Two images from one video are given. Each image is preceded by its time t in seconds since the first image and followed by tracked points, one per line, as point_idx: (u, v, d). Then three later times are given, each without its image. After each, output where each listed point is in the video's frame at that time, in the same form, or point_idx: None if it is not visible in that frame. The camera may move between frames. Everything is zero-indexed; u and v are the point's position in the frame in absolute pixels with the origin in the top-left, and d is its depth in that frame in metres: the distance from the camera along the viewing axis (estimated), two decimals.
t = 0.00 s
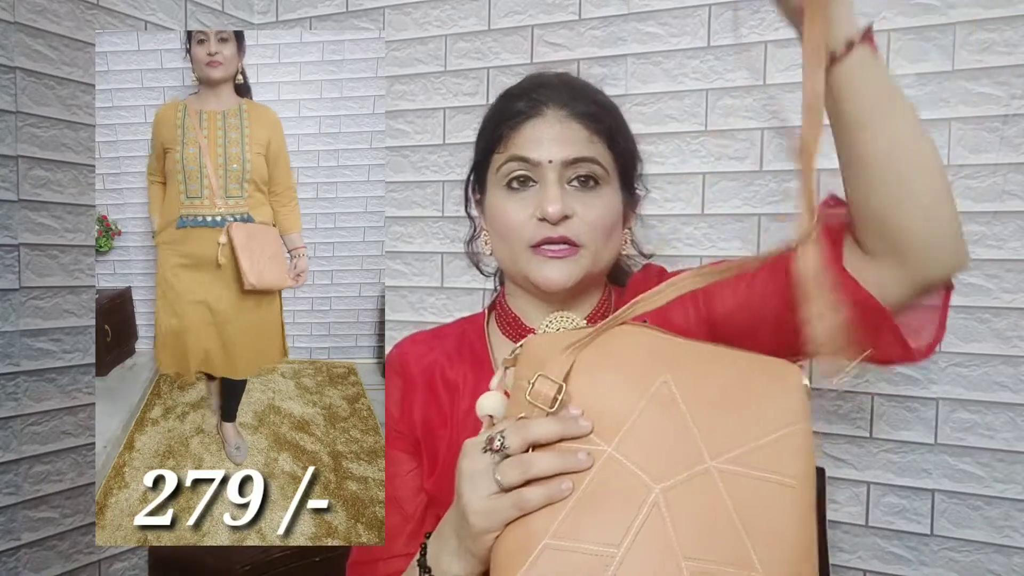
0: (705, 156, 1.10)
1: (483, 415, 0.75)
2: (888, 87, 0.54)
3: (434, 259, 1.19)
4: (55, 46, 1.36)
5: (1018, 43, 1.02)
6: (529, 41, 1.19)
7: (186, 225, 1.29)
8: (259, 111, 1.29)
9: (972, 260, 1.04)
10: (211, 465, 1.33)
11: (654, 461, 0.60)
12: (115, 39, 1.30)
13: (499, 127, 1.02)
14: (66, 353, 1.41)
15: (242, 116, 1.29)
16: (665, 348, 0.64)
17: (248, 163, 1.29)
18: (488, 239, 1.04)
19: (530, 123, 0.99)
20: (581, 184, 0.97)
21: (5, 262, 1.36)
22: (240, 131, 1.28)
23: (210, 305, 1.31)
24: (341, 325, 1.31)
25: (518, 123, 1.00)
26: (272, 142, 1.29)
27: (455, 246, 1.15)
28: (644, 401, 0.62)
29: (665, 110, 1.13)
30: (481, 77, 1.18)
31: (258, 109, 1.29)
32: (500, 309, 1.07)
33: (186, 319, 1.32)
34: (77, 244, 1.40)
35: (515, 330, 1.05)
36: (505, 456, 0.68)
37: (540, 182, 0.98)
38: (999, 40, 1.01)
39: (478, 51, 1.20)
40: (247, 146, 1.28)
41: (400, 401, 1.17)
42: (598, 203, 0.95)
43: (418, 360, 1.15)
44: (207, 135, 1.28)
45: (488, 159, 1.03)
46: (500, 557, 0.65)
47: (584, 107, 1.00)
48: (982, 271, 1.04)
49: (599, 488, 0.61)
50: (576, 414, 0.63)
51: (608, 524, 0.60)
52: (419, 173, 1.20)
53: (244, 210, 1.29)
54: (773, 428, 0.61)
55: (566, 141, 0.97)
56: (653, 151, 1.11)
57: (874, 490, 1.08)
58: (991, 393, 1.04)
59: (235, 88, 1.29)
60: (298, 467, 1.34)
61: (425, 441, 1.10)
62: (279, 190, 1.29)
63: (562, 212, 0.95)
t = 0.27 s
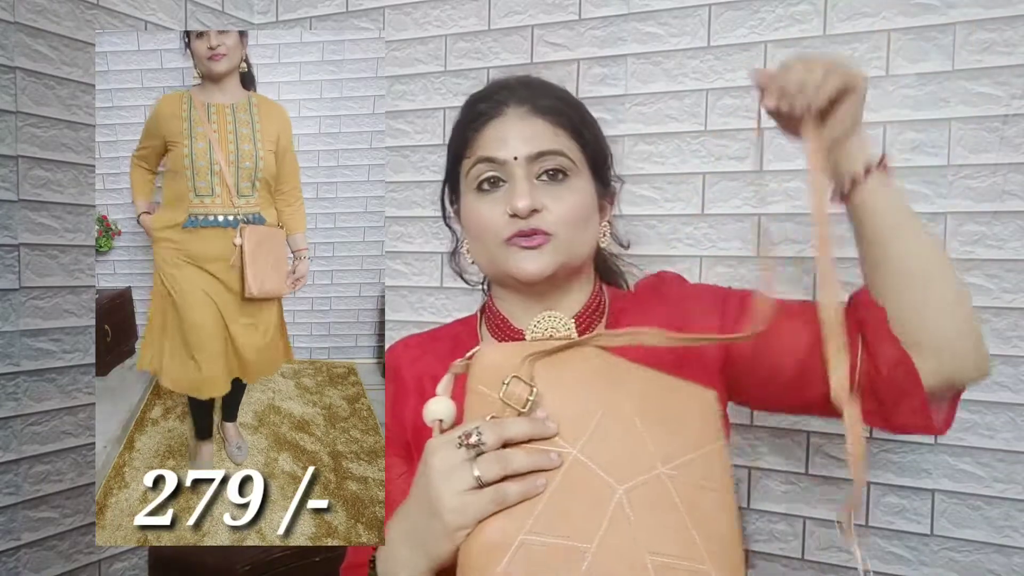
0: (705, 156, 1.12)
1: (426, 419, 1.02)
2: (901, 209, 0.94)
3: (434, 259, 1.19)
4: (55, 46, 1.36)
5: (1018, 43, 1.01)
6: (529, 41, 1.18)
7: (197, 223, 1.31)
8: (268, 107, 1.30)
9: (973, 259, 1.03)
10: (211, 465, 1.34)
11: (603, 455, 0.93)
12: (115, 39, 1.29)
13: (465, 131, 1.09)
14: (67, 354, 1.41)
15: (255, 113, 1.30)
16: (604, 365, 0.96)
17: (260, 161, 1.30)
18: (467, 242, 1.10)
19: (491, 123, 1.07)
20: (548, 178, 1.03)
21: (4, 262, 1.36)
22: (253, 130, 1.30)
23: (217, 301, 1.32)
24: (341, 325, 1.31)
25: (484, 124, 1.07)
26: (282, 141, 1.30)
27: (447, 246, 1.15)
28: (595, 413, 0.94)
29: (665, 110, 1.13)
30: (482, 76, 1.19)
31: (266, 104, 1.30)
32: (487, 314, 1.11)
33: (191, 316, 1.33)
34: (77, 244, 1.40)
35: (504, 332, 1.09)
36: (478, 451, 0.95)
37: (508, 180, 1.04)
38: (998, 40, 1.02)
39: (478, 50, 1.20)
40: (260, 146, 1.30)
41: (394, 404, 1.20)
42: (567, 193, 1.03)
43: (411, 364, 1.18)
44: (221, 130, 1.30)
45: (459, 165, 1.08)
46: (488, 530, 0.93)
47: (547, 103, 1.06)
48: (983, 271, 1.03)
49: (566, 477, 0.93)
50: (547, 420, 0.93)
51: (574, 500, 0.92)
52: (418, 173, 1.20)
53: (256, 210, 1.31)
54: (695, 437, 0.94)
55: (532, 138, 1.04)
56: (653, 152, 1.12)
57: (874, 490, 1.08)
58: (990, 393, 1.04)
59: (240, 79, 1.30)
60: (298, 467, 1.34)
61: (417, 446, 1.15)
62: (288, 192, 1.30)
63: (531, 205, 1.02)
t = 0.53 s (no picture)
0: (705, 156, 1.11)
1: (419, 420, 1.08)
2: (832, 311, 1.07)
3: (434, 259, 1.20)
4: (55, 46, 1.36)
5: (1018, 43, 1.01)
6: (529, 41, 1.18)
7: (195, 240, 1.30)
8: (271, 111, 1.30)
9: (972, 259, 1.04)
10: (211, 465, 1.34)
11: (587, 466, 1.05)
12: (115, 39, 1.30)
13: (467, 134, 1.13)
14: (67, 353, 1.41)
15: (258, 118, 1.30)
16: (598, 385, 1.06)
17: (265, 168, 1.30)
18: (471, 244, 1.14)
19: (496, 125, 1.11)
20: (553, 180, 1.08)
21: (5, 262, 1.36)
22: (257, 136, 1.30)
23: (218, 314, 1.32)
24: (341, 325, 1.31)
25: (488, 128, 1.11)
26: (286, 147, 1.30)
27: (449, 247, 1.18)
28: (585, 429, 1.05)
29: (665, 110, 1.13)
30: (481, 76, 1.19)
31: (269, 108, 1.30)
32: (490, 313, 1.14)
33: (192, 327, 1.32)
34: (77, 244, 1.40)
35: (508, 334, 1.12)
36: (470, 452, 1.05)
37: (513, 183, 1.08)
38: (998, 40, 1.02)
39: (478, 51, 1.20)
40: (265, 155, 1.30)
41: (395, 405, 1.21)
42: (575, 195, 1.07)
43: (413, 367, 1.20)
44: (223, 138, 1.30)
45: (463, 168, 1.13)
46: (478, 528, 1.05)
47: (550, 103, 1.10)
48: (982, 271, 1.04)
49: (553, 487, 1.05)
50: (540, 430, 1.05)
51: (558, 506, 1.04)
52: (418, 173, 1.21)
53: (258, 222, 1.30)
54: (678, 461, 1.06)
55: (537, 139, 1.08)
56: (653, 152, 1.12)
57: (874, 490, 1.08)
58: (990, 393, 1.04)
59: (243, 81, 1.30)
60: (298, 467, 1.33)
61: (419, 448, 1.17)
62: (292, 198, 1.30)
63: (536, 209, 1.07)
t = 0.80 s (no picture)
0: (705, 156, 1.11)
1: (420, 422, 1.11)
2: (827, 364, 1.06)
3: (434, 259, 1.20)
4: (55, 47, 1.36)
5: (1018, 43, 1.01)
6: (529, 41, 1.19)
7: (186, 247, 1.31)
8: (271, 107, 1.30)
9: (972, 259, 1.04)
10: (211, 465, 1.34)
11: (579, 479, 1.08)
12: (115, 39, 1.29)
13: (479, 134, 1.12)
14: (67, 354, 1.41)
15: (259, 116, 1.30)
16: (600, 403, 1.09)
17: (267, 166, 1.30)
18: (479, 244, 1.13)
19: (510, 126, 1.10)
20: (565, 182, 1.07)
21: (4, 262, 1.37)
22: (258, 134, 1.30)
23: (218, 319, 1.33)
24: (341, 325, 1.30)
25: (500, 128, 1.10)
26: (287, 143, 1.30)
27: (452, 246, 1.18)
28: (581, 444, 1.08)
29: (665, 110, 1.13)
30: (481, 76, 1.19)
31: (269, 104, 1.30)
32: (499, 313, 1.13)
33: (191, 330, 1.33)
34: (77, 244, 1.40)
35: (515, 333, 1.11)
36: (462, 460, 1.09)
37: (526, 183, 1.08)
38: (998, 40, 1.02)
39: (478, 51, 1.21)
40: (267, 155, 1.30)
41: (401, 404, 1.21)
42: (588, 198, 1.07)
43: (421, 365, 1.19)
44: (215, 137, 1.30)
45: (474, 166, 1.12)
46: (462, 535, 1.08)
47: (563, 105, 1.09)
48: (982, 271, 1.04)
49: (543, 499, 1.08)
50: (536, 441, 1.09)
51: (545, 517, 1.07)
52: (419, 173, 1.20)
53: (263, 228, 1.31)
54: (681, 486, 1.07)
55: (550, 141, 1.07)
56: (653, 152, 1.12)
57: (874, 490, 1.08)
58: (991, 393, 1.04)
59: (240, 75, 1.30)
60: (298, 467, 1.33)
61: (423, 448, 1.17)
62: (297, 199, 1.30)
63: (550, 211, 1.06)
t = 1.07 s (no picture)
0: (705, 156, 1.11)
1: (409, 428, 1.07)
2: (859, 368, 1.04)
3: (434, 259, 1.21)
4: (55, 47, 1.36)
5: (1018, 43, 1.01)
6: (529, 41, 1.19)
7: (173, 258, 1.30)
8: (266, 103, 1.30)
9: (972, 259, 1.04)
10: (211, 465, 1.34)
11: (572, 486, 1.03)
12: (115, 39, 1.29)
13: (486, 129, 1.11)
14: (66, 354, 1.41)
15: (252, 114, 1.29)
16: (592, 403, 1.05)
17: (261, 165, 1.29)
18: (481, 241, 1.13)
19: (520, 119, 1.09)
20: (570, 180, 1.07)
21: (5, 262, 1.37)
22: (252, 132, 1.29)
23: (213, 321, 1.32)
24: (341, 325, 1.30)
25: (509, 123, 1.09)
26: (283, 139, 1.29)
27: (452, 246, 1.18)
28: (574, 448, 1.04)
29: (665, 110, 1.12)
30: (481, 77, 1.20)
31: (264, 100, 1.30)
32: (495, 312, 1.14)
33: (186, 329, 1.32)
34: (77, 244, 1.39)
35: (512, 333, 1.12)
36: (451, 468, 1.04)
37: (532, 180, 1.07)
38: (998, 40, 1.02)
39: (478, 51, 1.21)
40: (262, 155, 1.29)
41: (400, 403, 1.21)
42: (591, 200, 1.07)
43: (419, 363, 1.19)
44: (201, 138, 1.29)
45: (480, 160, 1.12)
46: (452, 549, 1.04)
47: (572, 103, 1.09)
48: (982, 271, 1.04)
49: (535, 507, 1.03)
50: (527, 447, 1.03)
51: (537, 525, 1.03)
52: (419, 173, 1.21)
53: (259, 232, 1.29)
54: (676, 482, 1.05)
55: (558, 138, 1.07)
56: (653, 152, 1.12)
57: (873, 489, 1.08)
58: (991, 393, 1.04)
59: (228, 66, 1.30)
60: (298, 467, 1.33)
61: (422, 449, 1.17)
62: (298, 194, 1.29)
63: (555, 210, 1.07)
